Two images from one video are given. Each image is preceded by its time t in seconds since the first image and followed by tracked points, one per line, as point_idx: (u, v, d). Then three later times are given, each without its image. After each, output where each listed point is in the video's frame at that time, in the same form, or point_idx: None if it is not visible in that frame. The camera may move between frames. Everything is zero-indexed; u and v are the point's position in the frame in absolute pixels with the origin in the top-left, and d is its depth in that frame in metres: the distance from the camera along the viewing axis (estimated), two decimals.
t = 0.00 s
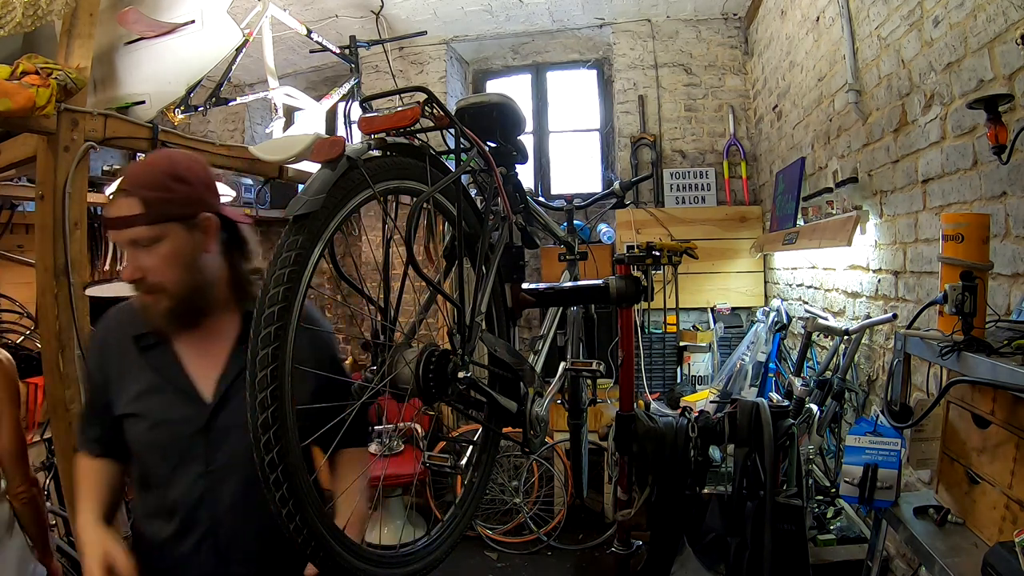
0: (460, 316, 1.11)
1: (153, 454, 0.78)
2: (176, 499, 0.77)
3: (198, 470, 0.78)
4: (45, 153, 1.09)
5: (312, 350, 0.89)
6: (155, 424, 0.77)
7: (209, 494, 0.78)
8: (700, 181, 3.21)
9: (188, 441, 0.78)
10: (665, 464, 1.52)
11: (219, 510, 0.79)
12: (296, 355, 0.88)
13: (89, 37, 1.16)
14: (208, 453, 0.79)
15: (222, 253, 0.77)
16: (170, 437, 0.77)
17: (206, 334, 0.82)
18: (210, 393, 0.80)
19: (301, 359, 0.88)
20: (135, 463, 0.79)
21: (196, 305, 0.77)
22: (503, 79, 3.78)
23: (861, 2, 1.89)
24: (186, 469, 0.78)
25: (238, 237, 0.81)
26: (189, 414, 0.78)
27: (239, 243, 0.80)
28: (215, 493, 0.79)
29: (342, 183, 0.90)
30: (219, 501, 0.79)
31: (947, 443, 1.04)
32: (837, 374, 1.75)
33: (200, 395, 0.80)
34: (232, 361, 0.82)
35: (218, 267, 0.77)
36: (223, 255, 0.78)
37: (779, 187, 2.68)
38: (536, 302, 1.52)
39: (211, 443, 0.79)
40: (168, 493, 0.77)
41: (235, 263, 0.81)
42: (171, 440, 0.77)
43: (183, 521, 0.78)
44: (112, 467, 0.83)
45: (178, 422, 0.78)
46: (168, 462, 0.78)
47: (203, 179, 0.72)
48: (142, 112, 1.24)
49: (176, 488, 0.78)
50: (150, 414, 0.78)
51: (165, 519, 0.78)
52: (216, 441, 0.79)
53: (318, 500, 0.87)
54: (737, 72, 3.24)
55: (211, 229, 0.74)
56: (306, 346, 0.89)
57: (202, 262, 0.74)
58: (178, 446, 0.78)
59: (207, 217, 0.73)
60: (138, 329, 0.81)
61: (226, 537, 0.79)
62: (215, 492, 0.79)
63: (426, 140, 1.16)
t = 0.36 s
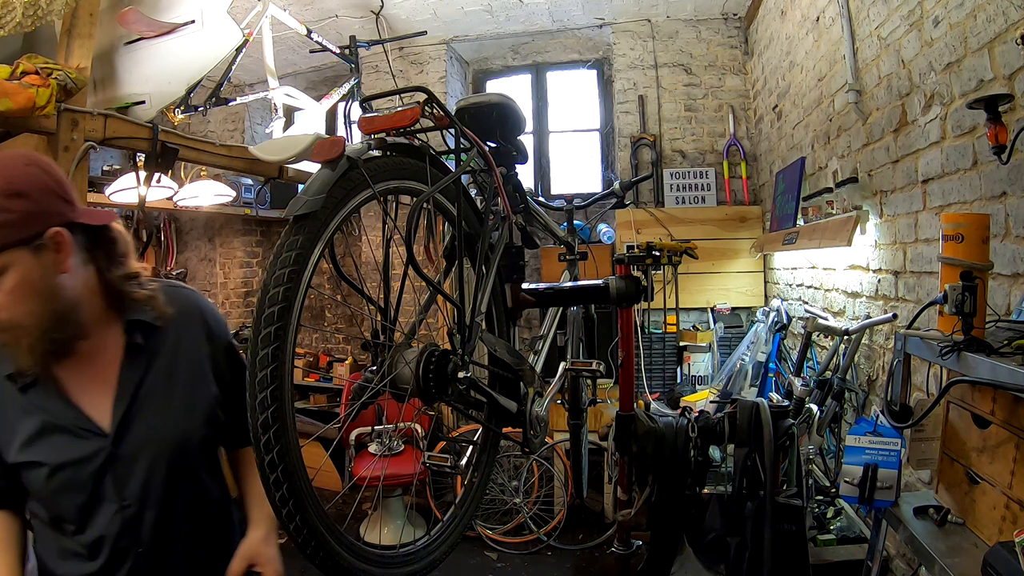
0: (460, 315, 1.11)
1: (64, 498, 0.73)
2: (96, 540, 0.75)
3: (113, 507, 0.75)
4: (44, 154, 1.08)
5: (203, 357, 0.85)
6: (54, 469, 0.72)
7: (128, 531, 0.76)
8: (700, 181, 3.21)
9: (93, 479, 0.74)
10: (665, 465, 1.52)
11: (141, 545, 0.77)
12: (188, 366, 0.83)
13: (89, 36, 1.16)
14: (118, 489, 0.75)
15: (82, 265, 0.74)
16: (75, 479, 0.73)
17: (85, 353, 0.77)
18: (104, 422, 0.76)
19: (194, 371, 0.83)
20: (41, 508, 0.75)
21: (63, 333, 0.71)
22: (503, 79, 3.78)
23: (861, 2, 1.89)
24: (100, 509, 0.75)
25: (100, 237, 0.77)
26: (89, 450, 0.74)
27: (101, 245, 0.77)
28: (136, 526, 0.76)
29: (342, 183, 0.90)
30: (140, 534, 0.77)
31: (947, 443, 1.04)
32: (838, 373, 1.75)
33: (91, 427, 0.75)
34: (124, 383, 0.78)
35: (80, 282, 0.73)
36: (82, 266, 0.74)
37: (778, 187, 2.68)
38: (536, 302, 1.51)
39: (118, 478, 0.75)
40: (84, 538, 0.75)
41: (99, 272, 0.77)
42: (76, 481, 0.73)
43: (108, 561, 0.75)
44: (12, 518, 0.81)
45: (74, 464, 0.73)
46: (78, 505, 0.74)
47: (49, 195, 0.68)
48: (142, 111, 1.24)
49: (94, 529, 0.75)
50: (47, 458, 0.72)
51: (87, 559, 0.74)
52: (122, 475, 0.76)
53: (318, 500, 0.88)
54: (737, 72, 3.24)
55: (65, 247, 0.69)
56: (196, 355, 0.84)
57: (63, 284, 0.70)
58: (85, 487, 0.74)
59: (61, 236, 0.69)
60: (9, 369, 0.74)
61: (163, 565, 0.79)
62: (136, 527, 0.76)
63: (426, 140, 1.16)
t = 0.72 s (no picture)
0: (460, 315, 1.11)
1: (17, 512, 0.72)
2: (52, 557, 0.73)
3: (69, 520, 0.74)
4: (44, 154, 1.08)
5: (157, 359, 0.80)
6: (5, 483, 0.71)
7: (85, 544, 0.74)
8: (700, 181, 3.21)
9: (47, 491, 0.73)
10: (665, 465, 1.52)
11: (99, 559, 0.75)
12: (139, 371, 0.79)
13: (89, 36, 1.16)
14: (72, 501, 0.74)
15: (25, 269, 0.72)
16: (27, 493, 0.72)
17: (35, 363, 0.76)
18: (55, 433, 0.76)
19: (146, 375, 0.79)
20: None
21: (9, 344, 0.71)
22: (502, 79, 3.78)
23: (861, 2, 1.89)
24: (55, 523, 0.74)
25: (44, 238, 0.76)
26: (38, 463, 0.73)
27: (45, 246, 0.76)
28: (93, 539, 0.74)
29: (342, 183, 0.90)
30: (97, 548, 0.75)
31: (947, 443, 1.04)
32: (838, 374, 1.75)
33: (42, 440, 0.74)
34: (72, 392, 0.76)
35: (23, 288, 0.72)
36: (26, 271, 0.73)
37: (778, 187, 2.68)
38: (536, 302, 1.51)
39: (71, 489, 0.74)
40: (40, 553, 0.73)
41: (43, 275, 0.75)
42: (28, 494, 0.72)
43: None
44: None
45: (26, 477, 0.72)
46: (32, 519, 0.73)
47: None
48: (142, 111, 1.23)
49: (50, 543, 0.74)
50: None
51: None
52: (76, 487, 0.74)
53: (318, 501, 0.87)
54: (737, 72, 3.24)
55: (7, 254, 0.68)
56: (150, 357, 0.80)
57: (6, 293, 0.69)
58: (39, 500, 0.73)
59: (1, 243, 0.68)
60: None
61: None
62: (92, 541, 0.74)
63: (426, 140, 1.16)
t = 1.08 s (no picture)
0: (460, 315, 1.11)
1: None
2: (31, 559, 0.76)
3: (47, 523, 0.76)
4: (45, 154, 1.08)
5: (139, 361, 0.81)
6: None
7: (63, 548, 0.76)
8: (700, 181, 3.21)
9: (24, 494, 0.75)
10: (665, 465, 1.52)
11: (79, 562, 0.77)
12: (117, 374, 0.80)
13: (89, 37, 1.16)
14: (50, 504, 0.76)
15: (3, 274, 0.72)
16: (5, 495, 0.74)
17: (16, 366, 0.78)
18: (33, 435, 0.77)
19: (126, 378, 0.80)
20: None
21: None
22: (502, 79, 3.79)
23: (861, 2, 1.89)
24: (33, 526, 0.76)
25: (26, 239, 0.76)
26: (15, 467, 0.74)
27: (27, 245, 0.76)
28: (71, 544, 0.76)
29: (342, 183, 0.90)
30: (76, 552, 0.77)
31: (947, 443, 1.04)
32: (838, 373, 1.75)
33: (21, 442, 0.76)
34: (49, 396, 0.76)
35: None
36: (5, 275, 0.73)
37: (778, 187, 2.68)
38: (536, 302, 1.51)
39: (49, 493, 0.76)
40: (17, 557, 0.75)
41: (23, 276, 0.75)
42: (7, 497, 0.74)
43: None
44: None
45: (6, 480, 0.74)
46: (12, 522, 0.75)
47: None
48: (142, 111, 1.23)
49: (27, 547, 0.76)
50: None
51: None
52: (54, 490, 0.76)
53: (318, 500, 0.87)
54: (737, 72, 3.24)
55: None
56: (131, 360, 0.81)
57: None
58: (17, 503, 0.75)
59: None
60: None
61: None
62: (71, 544, 0.76)
63: (426, 140, 1.16)
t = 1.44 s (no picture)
0: (460, 315, 1.11)
1: None
2: (27, 559, 0.75)
3: (44, 522, 0.76)
4: (45, 155, 1.08)
5: (133, 360, 0.82)
6: None
7: (60, 548, 0.76)
8: (700, 181, 3.21)
9: (20, 494, 0.75)
10: (665, 465, 1.52)
11: (75, 563, 0.77)
12: (112, 372, 0.80)
13: (89, 37, 1.16)
14: (46, 504, 0.76)
15: None
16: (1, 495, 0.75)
17: (13, 366, 0.78)
18: (30, 436, 0.77)
19: (120, 377, 0.80)
20: None
21: None
22: (502, 79, 3.79)
23: (861, 2, 1.89)
24: (29, 526, 0.77)
25: (16, 241, 0.77)
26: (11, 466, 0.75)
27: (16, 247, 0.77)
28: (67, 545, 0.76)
29: (342, 183, 0.90)
30: (72, 552, 0.77)
31: (946, 443, 1.04)
32: (838, 373, 1.75)
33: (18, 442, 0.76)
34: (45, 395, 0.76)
35: None
36: None
37: (778, 187, 2.68)
38: (536, 302, 1.51)
39: (45, 493, 0.76)
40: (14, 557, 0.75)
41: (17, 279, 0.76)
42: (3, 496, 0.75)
43: None
44: None
45: (2, 479, 0.74)
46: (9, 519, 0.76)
47: None
48: (142, 111, 1.23)
49: (24, 547, 0.76)
50: None
51: None
52: (50, 490, 0.76)
53: (318, 500, 0.87)
54: (737, 72, 3.24)
55: None
56: (126, 358, 0.81)
57: None
58: (13, 503, 0.75)
59: None
60: None
61: None
62: (67, 544, 0.76)
63: (426, 140, 1.16)
